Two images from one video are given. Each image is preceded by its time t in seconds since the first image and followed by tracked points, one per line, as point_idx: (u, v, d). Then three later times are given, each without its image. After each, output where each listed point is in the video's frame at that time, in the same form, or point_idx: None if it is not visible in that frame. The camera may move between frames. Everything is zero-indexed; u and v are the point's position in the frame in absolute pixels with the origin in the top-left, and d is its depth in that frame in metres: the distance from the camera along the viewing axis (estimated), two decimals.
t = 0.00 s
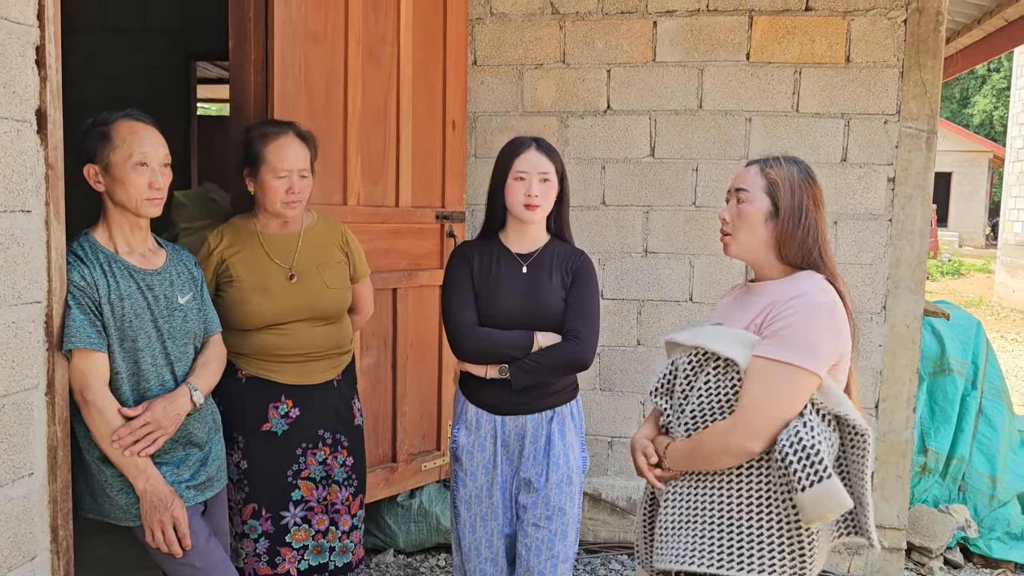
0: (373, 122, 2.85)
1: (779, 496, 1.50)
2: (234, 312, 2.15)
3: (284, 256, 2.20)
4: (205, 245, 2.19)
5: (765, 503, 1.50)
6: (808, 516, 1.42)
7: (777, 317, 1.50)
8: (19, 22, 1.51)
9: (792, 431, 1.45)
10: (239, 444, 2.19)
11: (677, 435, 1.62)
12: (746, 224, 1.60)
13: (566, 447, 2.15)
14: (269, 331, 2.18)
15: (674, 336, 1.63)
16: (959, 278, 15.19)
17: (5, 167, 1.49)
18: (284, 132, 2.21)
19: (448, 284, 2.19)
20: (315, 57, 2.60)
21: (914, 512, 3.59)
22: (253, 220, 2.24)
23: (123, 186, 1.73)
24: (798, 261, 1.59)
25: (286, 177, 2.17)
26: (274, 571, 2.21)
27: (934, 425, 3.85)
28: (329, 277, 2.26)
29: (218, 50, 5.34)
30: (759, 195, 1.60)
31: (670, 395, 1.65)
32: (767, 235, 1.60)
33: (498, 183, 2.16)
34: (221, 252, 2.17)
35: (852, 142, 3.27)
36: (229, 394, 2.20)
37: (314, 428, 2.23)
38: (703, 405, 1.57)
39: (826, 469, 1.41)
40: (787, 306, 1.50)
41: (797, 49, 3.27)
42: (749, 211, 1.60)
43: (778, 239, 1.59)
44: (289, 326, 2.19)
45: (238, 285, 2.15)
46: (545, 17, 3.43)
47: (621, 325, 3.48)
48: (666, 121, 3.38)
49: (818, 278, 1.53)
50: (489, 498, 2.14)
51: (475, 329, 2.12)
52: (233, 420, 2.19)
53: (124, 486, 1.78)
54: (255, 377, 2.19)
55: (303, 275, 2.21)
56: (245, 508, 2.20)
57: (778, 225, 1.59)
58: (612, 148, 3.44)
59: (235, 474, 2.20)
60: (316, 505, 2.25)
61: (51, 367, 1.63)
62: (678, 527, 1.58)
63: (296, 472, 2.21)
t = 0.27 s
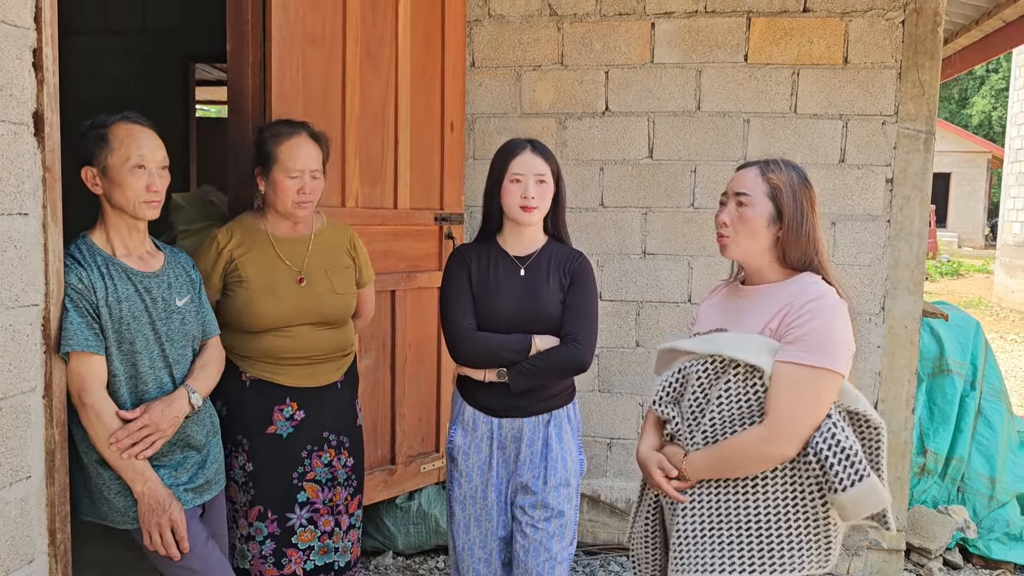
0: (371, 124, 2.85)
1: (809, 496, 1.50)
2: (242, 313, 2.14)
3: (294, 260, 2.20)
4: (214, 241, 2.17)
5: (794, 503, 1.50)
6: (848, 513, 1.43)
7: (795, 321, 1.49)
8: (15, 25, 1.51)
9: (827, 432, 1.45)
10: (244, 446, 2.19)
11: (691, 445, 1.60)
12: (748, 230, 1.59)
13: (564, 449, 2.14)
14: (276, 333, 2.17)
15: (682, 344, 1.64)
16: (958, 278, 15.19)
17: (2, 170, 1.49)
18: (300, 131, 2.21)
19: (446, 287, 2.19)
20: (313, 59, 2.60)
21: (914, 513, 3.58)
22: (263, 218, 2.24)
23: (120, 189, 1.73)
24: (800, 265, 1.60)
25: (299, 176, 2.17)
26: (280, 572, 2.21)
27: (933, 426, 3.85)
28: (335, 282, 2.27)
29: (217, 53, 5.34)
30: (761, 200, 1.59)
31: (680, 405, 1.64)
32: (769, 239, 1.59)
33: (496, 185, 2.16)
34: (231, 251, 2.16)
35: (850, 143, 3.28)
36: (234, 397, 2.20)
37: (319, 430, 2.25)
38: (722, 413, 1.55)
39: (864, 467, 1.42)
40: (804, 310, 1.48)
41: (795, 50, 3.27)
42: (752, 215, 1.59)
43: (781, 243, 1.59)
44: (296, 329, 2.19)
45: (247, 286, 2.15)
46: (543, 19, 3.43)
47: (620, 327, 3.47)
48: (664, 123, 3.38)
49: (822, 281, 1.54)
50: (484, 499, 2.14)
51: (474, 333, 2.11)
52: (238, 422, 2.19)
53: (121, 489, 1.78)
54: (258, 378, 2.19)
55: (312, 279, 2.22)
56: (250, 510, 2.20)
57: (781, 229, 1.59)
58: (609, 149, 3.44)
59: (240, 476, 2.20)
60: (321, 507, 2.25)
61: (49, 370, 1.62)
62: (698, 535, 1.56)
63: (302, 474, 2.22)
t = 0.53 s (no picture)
0: (370, 125, 2.85)
1: (813, 493, 1.50)
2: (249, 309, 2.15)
3: (305, 259, 2.21)
4: (226, 235, 2.16)
5: (797, 501, 1.51)
6: (852, 510, 1.44)
7: (796, 319, 1.49)
8: (15, 26, 1.51)
9: (830, 429, 1.46)
10: (248, 444, 2.19)
11: (693, 446, 1.59)
12: (751, 232, 1.59)
13: (562, 449, 2.14)
14: (283, 331, 2.18)
15: (683, 344, 1.63)
16: (957, 279, 15.19)
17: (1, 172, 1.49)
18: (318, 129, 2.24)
19: (444, 289, 2.19)
20: (313, 60, 2.60)
21: (913, 513, 3.58)
22: (275, 215, 2.25)
23: (120, 190, 1.73)
24: (799, 265, 1.60)
25: (319, 171, 2.19)
26: (281, 570, 2.22)
27: (932, 427, 3.85)
28: (344, 284, 2.29)
29: (216, 54, 5.34)
30: (764, 202, 1.59)
31: (681, 406, 1.63)
32: (771, 242, 1.60)
33: (494, 186, 2.16)
34: (242, 247, 2.16)
35: (849, 144, 3.28)
36: (236, 395, 2.20)
37: (322, 429, 2.25)
38: (725, 412, 1.55)
39: (867, 462, 1.43)
40: (806, 308, 1.49)
41: (794, 51, 3.27)
42: (755, 217, 1.58)
43: (783, 246, 1.60)
44: (303, 328, 2.21)
45: (256, 283, 2.16)
46: (542, 20, 3.44)
47: (620, 328, 3.48)
48: (664, 123, 3.38)
49: (820, 280, 1.56)
50: (481, 498, 2.14)
51: (472, 334, 2.11)
52: (241, 421, 2.19)
53: (120, 491, 1.77)
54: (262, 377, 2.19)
55: (322, 280, 2.23)
56: (253, 507, 2.20)
57: (783, 231, 1.59)
58: (609, 150, 3.44)
59: (246, 474, 2.21)
60: (322, 506, 2.26)
61: (48, 371, 1.62)
62: (702, 536, 1.55)
63: (303, 472, 2.22)
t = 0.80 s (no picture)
0: (369, 126, 2.85)
1: (801, 494, 1.49)
2: (253, 308, 2.16)
3: (310, 259, 2.23)
4: (231, 234, 2.18)
5: (785, 502, 1.50)
6: (838, 511, 1.43)
7: (787, 318, 1.49)
8: (13, 27, 1.51)
9: (817, 430, 1.46)
10: (250, 444, 2.19)
11: (685, 444, 1.60)
12: (750, 231, 1.59)
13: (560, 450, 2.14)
14: (287, 330, 2.19)
15: (678, 342, 1.63)
16: (957, 280, 15.21)
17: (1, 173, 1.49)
18: (319, 129, 2.24)
19: (442, 289, 2.18)
20: (312, 61, 2.60)
21: (912, 514, 3.59)
22: (274, 217, 2.25)
23: (119, 191, 1.73)
24: (796, 266, 1.60)
25: (323, 172, 2.21)
26: (282, 572, 2.22)
27: (931, 428, 3.85)
28: (348, 285, 2.30)
29: (215, 55, 5.34)
30: (763, 202, 1.59)
31: (675, 404, 1.63)
32: (770, 242, 1.60)
33: (492, 188, 2.16)
34: (247, 245, 2.17)
35: (848, 145, 3.28)
36: (239, 395, 2.20)
37: (325, 429, 2.27)
38: (716, 410, 1.55)
39: (854, 463, 1.42)
40: (797, 307, 1.49)
41: (792, 52, 3.27)
42: (755, 217, 1.58)
43: (781, 246, 1.60)
44: (306, 327, 2.22)
45: (260, 281, 2.17)
46: (541, 21, 3.44)
47: (618, 329, 3.48)
48: (663, 124, 3.38)
49: (818, 280, 1.55)
50: (479, 498, 2.14)
51: (469, 335, 2.11)
52: (243, 421, 2.19)
53: (119, 492, 1.77)
54: (266, 376, 2.20)
55: (325, 280, 2.24)
56: (256, 508, 2.20)
57: (782, 232, 1.60)
58: (608, 151, 3.44)
59: (248, 474, 2.21)
60: (324, 505, 2.28)
61: (47, 372, 1.62)
62: (694, 533, 1.56)
63: (307, 472, 2.24)
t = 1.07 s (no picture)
0: (369, 127, 2.86)
1: (791, 495, 1.50)
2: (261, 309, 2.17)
3: (316, 261, 2.24)
4: (238, 236, 2.18)
5: (775, 503, 1.50)
6: (825, 513, 1.43)
7: (780, 317, 1.49)
8: (14, 28, 1.52)
9: (805, 430, 1.45)
10: (259, 446, 2.20)
11: (678, 442, 1.60)
12: (749, 231, 1.59)
13: (558, 453, 2.13)
14: (293, 330, 2.21)
15: (673, 341, 1.64)
16: (957, 282, 15.21)
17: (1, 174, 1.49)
18: (320, 135, 2.26)
19: (442, 291, 2.19)
20: (312, 62, 2.60)
21: (912, 516, 3.59)
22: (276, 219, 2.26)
23: (119, 192, 1.74)
24: (794, 268, 1.60)
25: (326, 176, 2.23)
26: (297, 572, 2.24)
27: (931, 430, 3.85)
28: (354, 287, 2.32)
29: (215, 57, 5.35)
30: (763, 203, 1.59)
31: (670, 402, 1.63)
32: (769, 243, 1.60)
33: (490, 190, 2.17)
34: (255, 247, 2.17)
35: (847, 147, 3.28)
36: (247, 398, 2.20)
37: (333, 429, 2.29)
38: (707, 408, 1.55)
39: (841, 465, 1.41)
40: (791, 307, 1.49)
41: (792, 54, 3.28)
42: (754, 218, 1.59)
43: (779, 247, 1.60)
44: (312, 327, 2.23)
45: (269, 282, 2.18)
46: (542, 23, 3.44)
47: (618, 330, 3.48)
48: (663, 126, 3.39)
49: (816, 281, 1.55)
50: (479, 498, 2.14)
51: (467, 337, 2.11)
52: (252, 424, 2.20)
53: (119, 492, 1.77)
54: (275, 377, 2.21)
55: (332, 281, 2.26)
56: (266, 512, 2.21)
57: (781, 233, 1.60)
58: (608, 153, 3.44)
59: (254, 480, 2.21)
60: (334, 503, 2.30)
61: (47, 374, 1.62)
62: (685, 532, 1.56)
63: (316, 471, 2.25)
